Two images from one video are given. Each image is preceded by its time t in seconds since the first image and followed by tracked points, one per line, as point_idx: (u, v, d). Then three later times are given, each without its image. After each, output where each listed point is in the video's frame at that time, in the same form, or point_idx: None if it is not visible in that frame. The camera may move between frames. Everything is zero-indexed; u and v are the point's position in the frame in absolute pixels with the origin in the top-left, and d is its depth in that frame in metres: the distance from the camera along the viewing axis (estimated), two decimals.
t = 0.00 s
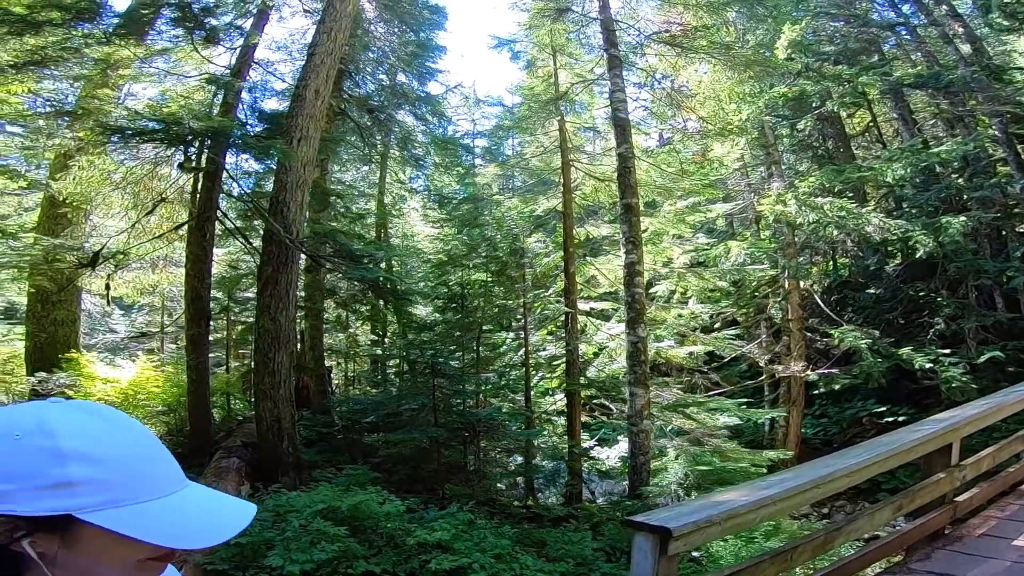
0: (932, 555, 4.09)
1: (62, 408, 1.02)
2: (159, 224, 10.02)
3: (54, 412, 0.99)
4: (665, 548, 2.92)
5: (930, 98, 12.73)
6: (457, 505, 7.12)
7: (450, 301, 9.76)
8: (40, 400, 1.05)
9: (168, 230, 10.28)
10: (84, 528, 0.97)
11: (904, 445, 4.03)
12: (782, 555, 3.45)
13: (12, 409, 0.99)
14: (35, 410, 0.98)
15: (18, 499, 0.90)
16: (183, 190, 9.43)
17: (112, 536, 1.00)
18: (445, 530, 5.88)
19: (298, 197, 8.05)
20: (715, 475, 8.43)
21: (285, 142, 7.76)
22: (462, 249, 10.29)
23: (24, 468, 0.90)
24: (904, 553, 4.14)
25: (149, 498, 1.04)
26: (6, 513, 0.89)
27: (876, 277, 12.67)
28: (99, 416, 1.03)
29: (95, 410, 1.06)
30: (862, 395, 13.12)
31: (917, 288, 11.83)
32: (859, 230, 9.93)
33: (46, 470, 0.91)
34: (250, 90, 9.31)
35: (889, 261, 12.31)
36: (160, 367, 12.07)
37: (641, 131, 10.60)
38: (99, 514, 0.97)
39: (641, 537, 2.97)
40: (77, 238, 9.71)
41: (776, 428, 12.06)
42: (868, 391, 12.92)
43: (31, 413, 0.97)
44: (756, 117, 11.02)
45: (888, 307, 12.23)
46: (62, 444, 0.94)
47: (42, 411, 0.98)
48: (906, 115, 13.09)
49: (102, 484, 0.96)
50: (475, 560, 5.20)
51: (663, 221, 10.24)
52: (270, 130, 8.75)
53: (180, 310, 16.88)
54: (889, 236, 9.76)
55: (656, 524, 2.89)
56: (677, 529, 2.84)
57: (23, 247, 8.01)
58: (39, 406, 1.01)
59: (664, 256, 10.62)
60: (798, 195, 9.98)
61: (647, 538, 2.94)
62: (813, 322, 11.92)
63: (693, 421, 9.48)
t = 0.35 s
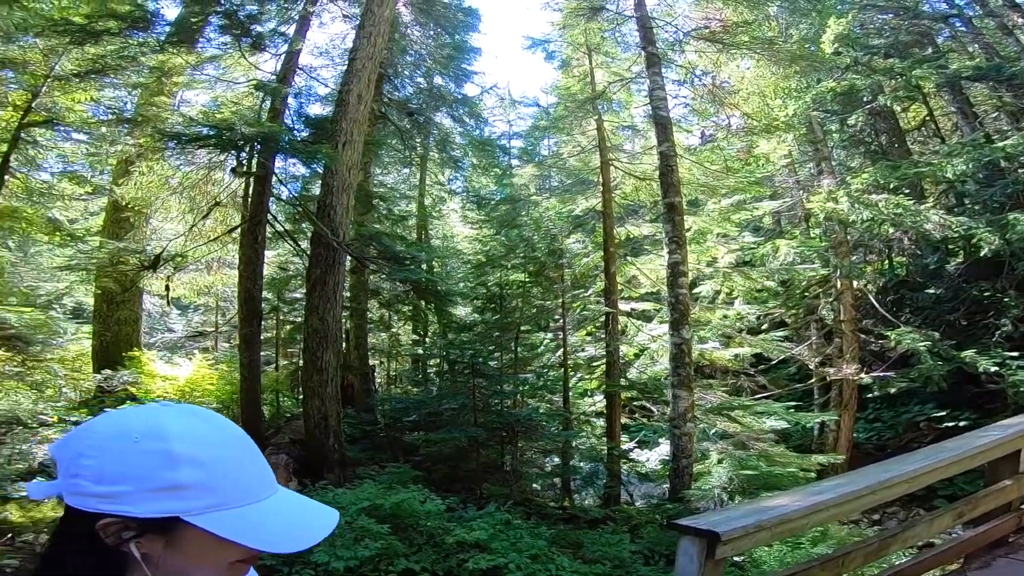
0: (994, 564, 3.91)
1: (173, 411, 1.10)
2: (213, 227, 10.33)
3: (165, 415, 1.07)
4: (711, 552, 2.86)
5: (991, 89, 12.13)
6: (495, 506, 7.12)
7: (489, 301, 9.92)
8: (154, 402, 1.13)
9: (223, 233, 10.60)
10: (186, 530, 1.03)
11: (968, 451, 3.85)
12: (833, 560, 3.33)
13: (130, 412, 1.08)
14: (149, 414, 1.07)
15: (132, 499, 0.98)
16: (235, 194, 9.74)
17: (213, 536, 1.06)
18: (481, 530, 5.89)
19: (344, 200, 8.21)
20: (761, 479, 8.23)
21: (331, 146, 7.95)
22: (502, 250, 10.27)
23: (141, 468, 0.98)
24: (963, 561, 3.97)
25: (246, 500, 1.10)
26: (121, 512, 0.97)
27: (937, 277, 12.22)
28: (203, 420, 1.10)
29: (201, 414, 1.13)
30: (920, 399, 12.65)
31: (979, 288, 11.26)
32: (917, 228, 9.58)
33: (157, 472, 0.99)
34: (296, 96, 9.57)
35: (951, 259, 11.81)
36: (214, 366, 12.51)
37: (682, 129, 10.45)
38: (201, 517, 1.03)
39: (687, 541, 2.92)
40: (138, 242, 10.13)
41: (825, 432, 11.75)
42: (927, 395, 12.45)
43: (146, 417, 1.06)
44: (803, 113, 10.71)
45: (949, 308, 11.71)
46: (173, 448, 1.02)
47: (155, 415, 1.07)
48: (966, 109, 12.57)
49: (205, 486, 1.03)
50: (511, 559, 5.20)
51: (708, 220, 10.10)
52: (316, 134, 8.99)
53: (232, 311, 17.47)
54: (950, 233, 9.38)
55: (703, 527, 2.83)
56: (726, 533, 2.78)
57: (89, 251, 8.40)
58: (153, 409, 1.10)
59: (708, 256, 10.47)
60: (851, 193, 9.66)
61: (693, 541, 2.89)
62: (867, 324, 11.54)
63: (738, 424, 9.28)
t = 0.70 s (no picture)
0: None
1: (272, 424, 1.14)
2: (260, 232, 10.59)
3: (265, 430, 1.11)
4: (755, 562, 2.78)
5: None
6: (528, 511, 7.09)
7: (523, 305, 9.76)
8: (252, 417, 1.17)
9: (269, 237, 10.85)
10: (286, 543, 1.05)
11: None
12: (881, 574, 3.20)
13: (232, 427, 1.12)
14: (251, 428, 1.11)
15: (238, 513, 1.01)
16: (281, 199, 9.99)
17: (310, 548, 1.08)
18: (514, 535, 5.85)
19: (385, 206, 8.33)
20: (806, 488, 8.03)
21: (372, 152, 8.09)
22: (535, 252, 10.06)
23: (249, 482, 1.02)
24: None
25: (339, 512, 1.13)
26: (229, 526, 1.00)
27: (997, 282, 11.52)
28: (299, 435, 1.14)
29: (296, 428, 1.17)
30: (975, 408, 12.17)
31: None
32: (974, 231, 9.24)
33: (263, 486, 1.02)
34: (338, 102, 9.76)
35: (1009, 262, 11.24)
36: (259, 366, 12.88)
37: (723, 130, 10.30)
38: (301, 529, 1.06)
39: (731, 550, 2.85)
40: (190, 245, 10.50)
41: (873, 440, 11.44)
42: (983, 403, 11.97)
43: (248, 432, 1.09)
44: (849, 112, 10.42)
45: (1009, 315, 11.18)
46: (276, 463, 1.05)
47: (256, 430, 1.10)
48: None
49: (305, 500, 1.06)
50: (544, 564, 5.20)
51: (750, 224, 9.95)
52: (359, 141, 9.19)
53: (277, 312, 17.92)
54: (1009, 236, 8.98)
55: (748, 536, 2.75)
56: (770, 544, 2.69)
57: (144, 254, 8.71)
58: (253, 423, 1.14)
59: (750, 260, 10.27)
60: (903, 194, 9.32)
61: (737, 550, 2.82)
62: (918, 330, 11.16)
63: (782, 433, 8.91)
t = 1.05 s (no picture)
0: None
1: (365, 442, 1.15)
2: (301, 239, 10.80)
3: (361, 447, 1.12)
4: None
5: None
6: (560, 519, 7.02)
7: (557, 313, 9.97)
8: (343, 434, 1.18)
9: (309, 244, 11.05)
10: (383, 561, 1.05)
11: None
12: None
13: (327, 444, 1.13)
14: (348, 447, 1.12)
15: (341, 531, 1.00)
16: (321, 206, 10.18)
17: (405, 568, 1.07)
18: (547, 543, 5.78)
19: (422, 213, 8.43)
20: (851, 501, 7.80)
21: (410, 160, 8.19)
22: (569, 261, 10.31)
23: (352, 500, 1.02)
24: None
25: (432, 531, 1.13)
26: (331, 544, 0.99)
27: None
28: (392, 452, 1.15)
29: (387, 446, 1.18)
30: None
31: None
32: None
33: (364, 504, 1.03)
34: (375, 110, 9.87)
35: None
36: (298, 369, 13.15)
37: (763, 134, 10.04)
38: (399, 549, 1.06)
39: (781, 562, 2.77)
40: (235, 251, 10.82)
41: (921, 452, 11.06)
42: None
43: (345, 450, 1.10)
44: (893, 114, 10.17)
45: None
46: (376, 481, 1.06)
47: (352, 446, 1.11)
48: None
49: (403, 520, 1.07)
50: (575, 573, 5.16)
51: (792, 230, 9.70)
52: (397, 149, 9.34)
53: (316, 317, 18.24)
54: None
55: (801, 548, 2.68)
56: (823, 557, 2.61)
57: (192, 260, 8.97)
58: (346, 440, 1.15)
59: (792, 267, 10.04)
60: (954, 198, 9.00)
61: (788, 562, 2.74)
62: (970, 339, 10.77)
63: (825, 444, 8.75)
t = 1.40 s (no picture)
0: None
1: (459, 450, 1.21)
2: (339, 243, 10.97)
3: (458, 455, 1.18)
4: None
5: None
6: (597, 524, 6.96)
7: (590, 315, 9.92)
8: (437, 442, 1.24)
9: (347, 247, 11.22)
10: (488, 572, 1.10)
11: None
12: None
13: (426, 454, 1.19)
14: (445, 455, 1.18)
15: (450, 546, 1.06)
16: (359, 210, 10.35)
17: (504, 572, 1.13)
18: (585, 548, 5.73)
19: (459, 217, 8.46)
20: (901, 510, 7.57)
21: (445, 163, 8.25)
22: (603, 264, 10.04)
23: (457, 510, 1.08)
24: None
25: (528, 533, 1.19)
26: (442, 560, 1.04)
27: None
28: (489, 461, 1.21)
29: (479, 451, 1.24)
30: None
31: None
32: None
33: (467, 515, 1.09)
34: (410, 114, 10.06)
35: None
36: (335, 370, 13.36)
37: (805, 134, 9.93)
38: (502, 557, 1.12)
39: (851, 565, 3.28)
40: (275, 254, 11.06)
41: (972, 461, 10.67)
42: None
43: (444, 458, 1.16)
44: (942, 112, 9.86)
45: None
46: (477, 490, 1.12)
47: (452, 456, 1.18)
48: None
49: (503, 527, 1.13)
50: None
51: (837, 231, 9.47)
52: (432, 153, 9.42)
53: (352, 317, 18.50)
54: None
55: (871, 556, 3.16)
56: (892, 563, 3.09)
57: (237, 264, 9.20)
58: (442, 448, 1.21)
59: (836, 269, 9.80)
60: (1009, 198, 8.67)
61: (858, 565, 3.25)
62: None
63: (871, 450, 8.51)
